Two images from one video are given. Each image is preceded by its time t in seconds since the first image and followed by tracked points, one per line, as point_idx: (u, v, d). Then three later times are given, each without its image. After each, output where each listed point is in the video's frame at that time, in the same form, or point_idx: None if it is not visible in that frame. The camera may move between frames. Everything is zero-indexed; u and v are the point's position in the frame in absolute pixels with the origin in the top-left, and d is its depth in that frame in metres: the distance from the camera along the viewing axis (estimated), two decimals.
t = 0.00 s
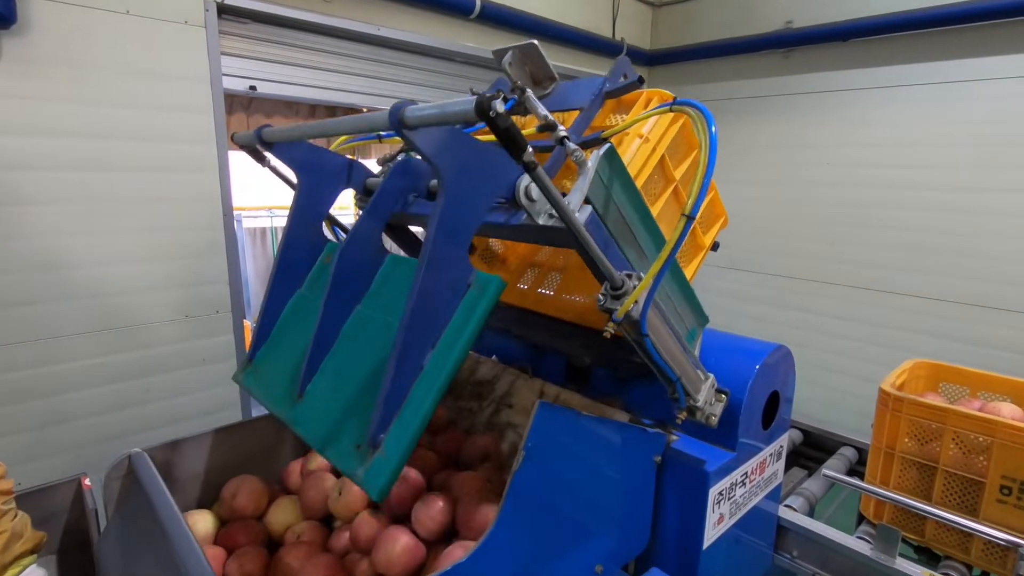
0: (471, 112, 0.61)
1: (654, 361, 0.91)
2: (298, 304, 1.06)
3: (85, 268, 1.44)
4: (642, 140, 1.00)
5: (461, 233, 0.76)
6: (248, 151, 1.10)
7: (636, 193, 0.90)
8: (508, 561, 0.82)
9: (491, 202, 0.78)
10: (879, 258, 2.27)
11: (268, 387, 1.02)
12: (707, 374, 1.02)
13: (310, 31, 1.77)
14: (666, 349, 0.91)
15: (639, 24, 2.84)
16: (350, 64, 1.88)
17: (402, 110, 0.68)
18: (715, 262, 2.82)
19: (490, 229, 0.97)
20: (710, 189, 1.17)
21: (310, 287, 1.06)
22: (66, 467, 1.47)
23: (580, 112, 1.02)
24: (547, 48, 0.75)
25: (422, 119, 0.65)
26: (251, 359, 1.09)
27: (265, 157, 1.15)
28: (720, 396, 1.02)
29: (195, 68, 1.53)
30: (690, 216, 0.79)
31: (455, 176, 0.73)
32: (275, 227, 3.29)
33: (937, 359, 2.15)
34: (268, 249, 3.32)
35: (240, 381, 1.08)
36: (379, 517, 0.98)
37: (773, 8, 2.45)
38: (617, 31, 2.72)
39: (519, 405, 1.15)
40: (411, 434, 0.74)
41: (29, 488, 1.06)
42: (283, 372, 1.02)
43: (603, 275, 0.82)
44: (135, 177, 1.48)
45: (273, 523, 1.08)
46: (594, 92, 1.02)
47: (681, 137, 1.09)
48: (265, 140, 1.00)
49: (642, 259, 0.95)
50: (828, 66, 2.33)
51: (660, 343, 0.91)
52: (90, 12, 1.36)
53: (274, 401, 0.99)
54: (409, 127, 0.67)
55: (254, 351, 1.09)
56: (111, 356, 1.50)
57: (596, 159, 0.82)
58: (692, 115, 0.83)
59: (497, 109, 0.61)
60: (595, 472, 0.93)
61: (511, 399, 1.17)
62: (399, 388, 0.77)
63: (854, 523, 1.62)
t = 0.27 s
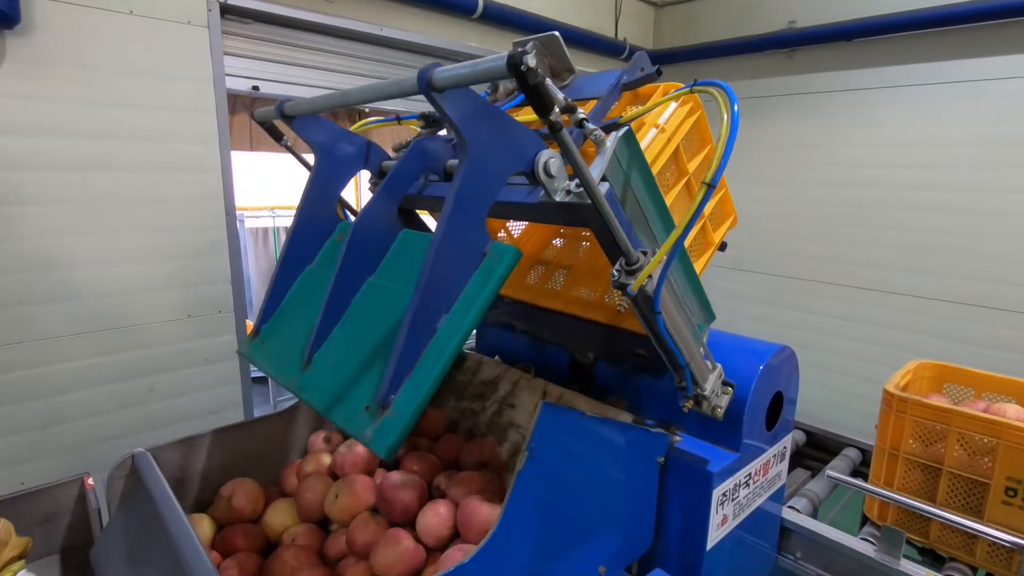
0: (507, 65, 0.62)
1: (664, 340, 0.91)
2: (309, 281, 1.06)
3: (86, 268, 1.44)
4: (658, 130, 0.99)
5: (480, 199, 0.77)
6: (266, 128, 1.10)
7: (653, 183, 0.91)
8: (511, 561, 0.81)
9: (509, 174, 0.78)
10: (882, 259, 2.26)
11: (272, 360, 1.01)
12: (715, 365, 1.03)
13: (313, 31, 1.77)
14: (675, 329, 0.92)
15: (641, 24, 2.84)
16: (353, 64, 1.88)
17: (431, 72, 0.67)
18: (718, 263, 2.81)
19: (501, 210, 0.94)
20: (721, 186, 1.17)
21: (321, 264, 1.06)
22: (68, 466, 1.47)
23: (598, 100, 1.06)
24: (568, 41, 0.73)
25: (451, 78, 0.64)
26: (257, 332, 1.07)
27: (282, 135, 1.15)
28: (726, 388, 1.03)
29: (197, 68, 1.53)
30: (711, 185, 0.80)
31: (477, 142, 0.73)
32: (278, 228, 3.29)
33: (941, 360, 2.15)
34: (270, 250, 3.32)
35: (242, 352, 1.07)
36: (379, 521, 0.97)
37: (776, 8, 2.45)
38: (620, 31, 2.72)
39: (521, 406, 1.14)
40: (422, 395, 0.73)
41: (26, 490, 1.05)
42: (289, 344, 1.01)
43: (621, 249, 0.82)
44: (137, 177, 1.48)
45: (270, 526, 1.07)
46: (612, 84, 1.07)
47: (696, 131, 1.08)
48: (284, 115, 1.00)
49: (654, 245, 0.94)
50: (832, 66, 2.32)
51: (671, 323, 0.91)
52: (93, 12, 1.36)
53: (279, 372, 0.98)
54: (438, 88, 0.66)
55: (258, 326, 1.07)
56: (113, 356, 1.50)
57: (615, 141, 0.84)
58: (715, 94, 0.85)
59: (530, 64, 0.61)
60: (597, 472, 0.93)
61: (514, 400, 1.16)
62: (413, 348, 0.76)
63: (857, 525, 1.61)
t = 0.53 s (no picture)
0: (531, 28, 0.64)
1: (671, 320, 0.90)
2: (317, 259, 1.05)
3: (87, 268, 1.44)
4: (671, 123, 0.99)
5: (495, 169, 0.78)
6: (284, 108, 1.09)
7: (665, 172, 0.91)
8: (511, 562, 0.81)
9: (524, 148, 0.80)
10: (883, 258, 2.26)
11: (279, 330, 1.00)
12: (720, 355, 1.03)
13: (313, 31, 1.76)
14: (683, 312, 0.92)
15: (641, 23, 2.84)
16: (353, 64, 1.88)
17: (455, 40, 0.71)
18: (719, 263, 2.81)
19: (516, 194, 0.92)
20: (728, 184, 1.17)
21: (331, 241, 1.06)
22: (69, 467, 1.47)
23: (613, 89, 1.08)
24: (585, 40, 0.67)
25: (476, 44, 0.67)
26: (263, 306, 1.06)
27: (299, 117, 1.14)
28: (731, 377, 1.03)
29: (198, 68, 1.53)
30: (727, 155, 0.81)
31: (495, 109, 0.75)
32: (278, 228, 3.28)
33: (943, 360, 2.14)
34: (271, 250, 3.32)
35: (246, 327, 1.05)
36: (373, 525, 0.96)
37: (776, 7, 2.44)
38: (620, 31, 2.72)
39: (522, 406, 1.14)
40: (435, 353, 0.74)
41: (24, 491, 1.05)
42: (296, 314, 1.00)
43: (633, 226, 0.82)
44: (138, 178, 1.48)
45: (264, 528, 1.05)
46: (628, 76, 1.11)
47: (706, 126, 1.09)
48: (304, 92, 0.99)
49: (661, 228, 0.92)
50: (833, 65, 2.31)
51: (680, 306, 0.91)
52: (93, 12, 1.36)
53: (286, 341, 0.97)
54: (463, 54, 0.69)
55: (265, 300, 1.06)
56: (113, 356, 1.50)
57: (631, 125, 0.84)
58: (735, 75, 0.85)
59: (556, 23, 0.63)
60: (599, 472, 0.93)
61: (515, 400, 1.16)
62: (424, 313, 0.77)
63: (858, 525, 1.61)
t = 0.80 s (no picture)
0: None
1: (675, 301, 0.92)
2: (325, 240, 1.05)
3: (86, 269, 1.44)
4: (680, 117, 1.00)
5: (509, 143, 0.79)
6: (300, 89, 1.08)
7: (674, 168, 0.94)
8: (510, 561, 0.81)
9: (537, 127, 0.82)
10: (883, 258, 2.26)
11: (282, 303, 0.98)
12: (723, 346, 1.03)
13: (312, 32, 1.76)
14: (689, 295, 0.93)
15: (641, 23, 2.84)
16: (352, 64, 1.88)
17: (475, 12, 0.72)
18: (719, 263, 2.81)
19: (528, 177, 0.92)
20: (732, 184, 1.18)
21: (339, 221, 1.06)
22: (68, 467, 1.47)
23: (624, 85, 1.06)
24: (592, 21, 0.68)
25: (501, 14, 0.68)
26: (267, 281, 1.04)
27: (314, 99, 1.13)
28: (732, 369, 1.03)
29: (197, 69, 1.53)
30: (739, 130, 0.81)
31: (512, 82, 0.76)
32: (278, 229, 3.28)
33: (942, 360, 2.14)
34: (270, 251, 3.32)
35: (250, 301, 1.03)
36: (364, 530, 0.96)
37: (776, 7, 2.44)
38: (619, 31, 2.72)
39: (521, 407, 1.15)
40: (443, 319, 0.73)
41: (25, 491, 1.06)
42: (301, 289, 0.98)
43: (642, 204, 0.83)
44: (136, 179, 1.48)
45: (256, 531, 1.05)
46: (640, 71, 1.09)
47: (714, 123, 1.09)
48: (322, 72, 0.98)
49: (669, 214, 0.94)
50: (832, 66, 2.31)
51: (686, 288, 0.92)
52: (92, 14, 1.36)
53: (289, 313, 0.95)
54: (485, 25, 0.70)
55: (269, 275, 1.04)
56: (112, 357, 1.50)
57: (643, 110, 0.86)
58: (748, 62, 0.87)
59: None
60: (597, 473, 0.93)
61: (514, 401, 1.17)
62: (434, 281, 0.77)
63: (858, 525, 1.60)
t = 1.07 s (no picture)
0: None
1: (681, 287, 0.96)
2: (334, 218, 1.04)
3: (87, 270, 1.44)
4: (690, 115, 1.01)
5: (525, 120, 0.80)
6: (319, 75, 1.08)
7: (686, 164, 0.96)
8: (507, 561, 0.81)
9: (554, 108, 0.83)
10: (882, 260, 2.26)
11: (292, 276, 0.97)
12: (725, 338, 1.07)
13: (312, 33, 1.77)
14: (695, 281, 0.96)
15: (640, 24, 2.84)
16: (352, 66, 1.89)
17: None
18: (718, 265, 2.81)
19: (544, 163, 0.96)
20: (737, 185, 1.18)
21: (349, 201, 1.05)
22: (68, 467, 1.47)
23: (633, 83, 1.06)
24: None
25: None
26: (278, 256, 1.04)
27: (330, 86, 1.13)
28: (731, 363, 1.08)
29: (198, 70, 1.54)
30: (751, 110, 0.83)
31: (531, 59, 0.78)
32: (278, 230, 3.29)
33: (941, 360, 2.15)
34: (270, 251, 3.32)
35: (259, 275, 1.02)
36: (357, 532, 0.96)
37: (776, 9, 2.45)
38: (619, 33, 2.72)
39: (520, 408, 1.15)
40: (456, 282, 0.72)
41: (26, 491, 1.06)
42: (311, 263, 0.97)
43: (653, 186, 0.87)
44: (138, 180, 1.48)
45: (250, 534, 1.05)
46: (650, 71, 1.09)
47: (721, 123, 1.09)
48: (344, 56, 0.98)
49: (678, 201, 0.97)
50: (831, 67, 2.32)
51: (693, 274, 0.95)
52: (94, 16, 1.37)
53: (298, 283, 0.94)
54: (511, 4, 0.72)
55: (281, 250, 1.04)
56: (113, 358, 1.51)
57: (654, 99, 0.88)
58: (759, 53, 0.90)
59: None
60: (595, 474, 0.93)
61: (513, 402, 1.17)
62: (445, 247, 0.76)
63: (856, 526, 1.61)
